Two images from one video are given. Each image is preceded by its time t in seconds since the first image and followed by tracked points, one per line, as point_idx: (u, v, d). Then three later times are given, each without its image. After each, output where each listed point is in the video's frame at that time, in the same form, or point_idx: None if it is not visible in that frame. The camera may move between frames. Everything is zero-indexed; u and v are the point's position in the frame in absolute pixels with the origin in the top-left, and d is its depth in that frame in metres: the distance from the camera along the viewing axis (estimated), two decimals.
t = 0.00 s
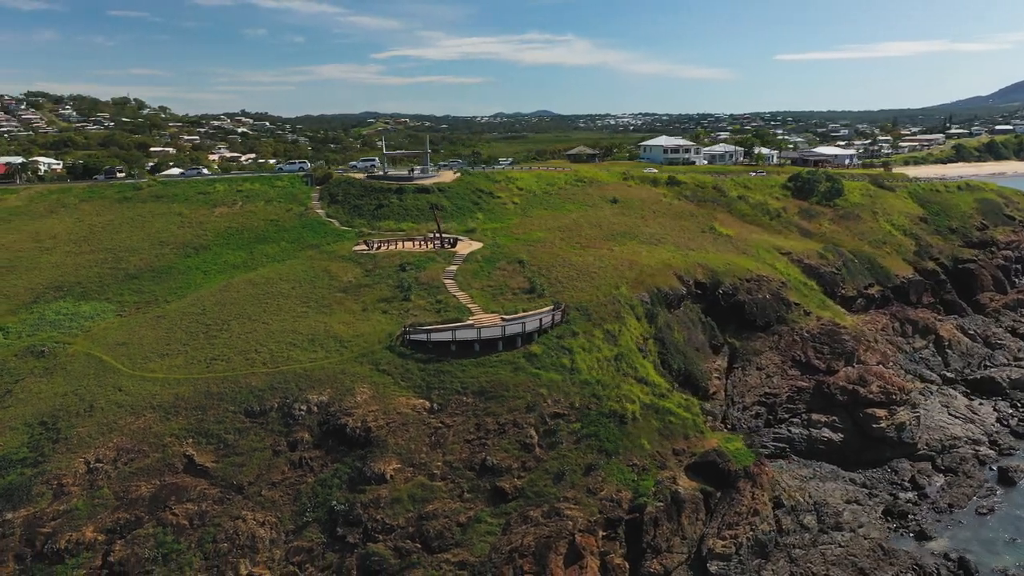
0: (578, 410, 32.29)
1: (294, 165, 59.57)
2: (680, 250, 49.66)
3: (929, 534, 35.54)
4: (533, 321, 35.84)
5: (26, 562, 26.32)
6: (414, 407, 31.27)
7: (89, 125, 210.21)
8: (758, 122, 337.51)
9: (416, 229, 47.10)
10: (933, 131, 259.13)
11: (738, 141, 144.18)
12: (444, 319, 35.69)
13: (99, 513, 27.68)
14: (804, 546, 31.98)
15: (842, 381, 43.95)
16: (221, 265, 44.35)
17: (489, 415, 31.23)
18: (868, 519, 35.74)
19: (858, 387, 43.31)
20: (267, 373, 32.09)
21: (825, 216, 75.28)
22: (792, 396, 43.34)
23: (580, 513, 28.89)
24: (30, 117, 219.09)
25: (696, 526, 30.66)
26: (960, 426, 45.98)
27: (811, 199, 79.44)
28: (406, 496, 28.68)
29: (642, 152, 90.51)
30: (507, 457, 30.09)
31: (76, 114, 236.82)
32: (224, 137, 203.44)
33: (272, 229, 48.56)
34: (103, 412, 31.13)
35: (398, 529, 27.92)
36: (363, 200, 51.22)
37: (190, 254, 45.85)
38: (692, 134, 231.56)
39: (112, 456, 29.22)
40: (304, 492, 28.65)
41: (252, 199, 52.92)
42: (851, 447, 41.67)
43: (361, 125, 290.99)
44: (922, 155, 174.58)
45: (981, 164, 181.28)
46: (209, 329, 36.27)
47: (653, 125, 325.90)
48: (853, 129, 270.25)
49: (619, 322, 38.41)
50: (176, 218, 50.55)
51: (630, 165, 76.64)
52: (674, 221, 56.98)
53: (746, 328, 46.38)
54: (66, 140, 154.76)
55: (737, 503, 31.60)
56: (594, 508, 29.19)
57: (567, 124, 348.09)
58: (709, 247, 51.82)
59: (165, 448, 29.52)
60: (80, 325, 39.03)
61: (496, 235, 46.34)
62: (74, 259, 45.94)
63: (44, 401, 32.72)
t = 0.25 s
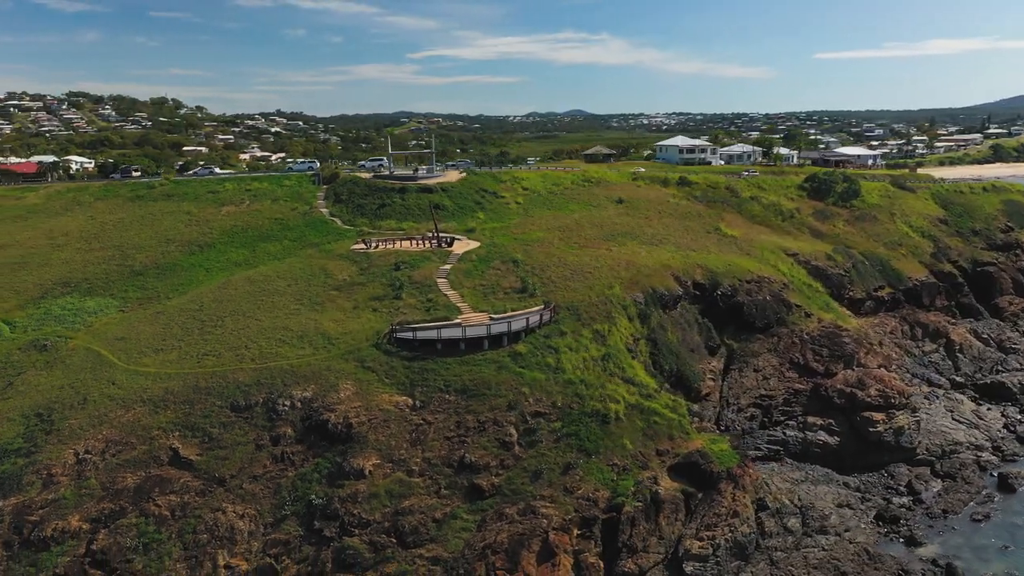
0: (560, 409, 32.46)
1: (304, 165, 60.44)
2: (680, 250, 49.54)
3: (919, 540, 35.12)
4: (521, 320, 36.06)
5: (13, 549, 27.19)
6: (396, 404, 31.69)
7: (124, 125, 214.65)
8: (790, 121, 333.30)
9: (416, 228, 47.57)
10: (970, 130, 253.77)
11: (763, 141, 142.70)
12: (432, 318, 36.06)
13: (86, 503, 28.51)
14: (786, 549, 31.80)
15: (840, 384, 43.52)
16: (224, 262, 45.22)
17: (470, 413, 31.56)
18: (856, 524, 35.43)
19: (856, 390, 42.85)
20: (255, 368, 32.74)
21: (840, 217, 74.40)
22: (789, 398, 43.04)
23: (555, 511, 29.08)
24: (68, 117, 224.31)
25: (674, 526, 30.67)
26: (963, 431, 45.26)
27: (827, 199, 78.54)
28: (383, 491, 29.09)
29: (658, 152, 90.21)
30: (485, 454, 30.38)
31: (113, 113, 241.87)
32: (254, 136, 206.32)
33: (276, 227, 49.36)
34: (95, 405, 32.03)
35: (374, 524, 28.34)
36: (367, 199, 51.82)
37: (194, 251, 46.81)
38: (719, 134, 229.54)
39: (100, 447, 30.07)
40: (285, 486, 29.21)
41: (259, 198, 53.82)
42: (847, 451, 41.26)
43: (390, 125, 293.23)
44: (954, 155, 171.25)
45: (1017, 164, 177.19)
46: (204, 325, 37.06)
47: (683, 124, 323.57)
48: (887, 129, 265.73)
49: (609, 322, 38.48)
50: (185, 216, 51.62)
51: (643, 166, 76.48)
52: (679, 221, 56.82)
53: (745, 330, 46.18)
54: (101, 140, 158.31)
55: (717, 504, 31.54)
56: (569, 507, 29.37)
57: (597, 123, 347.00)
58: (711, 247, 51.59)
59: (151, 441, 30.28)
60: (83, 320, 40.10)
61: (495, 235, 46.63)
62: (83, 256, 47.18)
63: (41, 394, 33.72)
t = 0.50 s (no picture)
0: (545, 408, 32.63)
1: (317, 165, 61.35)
2: (684, 250, 49.35)
3: (912, 546, 34.62)
4: (511, 319, 36.29)
5: (7, 534, 28.15)
6: (382, 401, 32.13)
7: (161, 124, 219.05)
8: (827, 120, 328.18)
9: (419, 227, 48.05)
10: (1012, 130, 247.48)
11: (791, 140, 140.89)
12: (424, 316, 36.46)
13: (77, 491, 29.39)
14: (770, 552, 31.60)
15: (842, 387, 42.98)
16: (230, 259, 46.14)
17: (454, 410, 31.89)
18: (848, 529, 35.06)
19: (857, 394, 42.28)
20: (246, 364, 33.43)
21: (859, 219, 73.33)
22: (788, 401, 42.65)
23: (534, 509, 29.28)
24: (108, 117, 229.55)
25: (655, 527, 30.66)
26: (969, 436, 44.44)
27: (847, 200, 77.45)
28: (364, 486, 29.54)
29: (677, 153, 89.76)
30: (467, 452, 30.68)
31: (151, 113, 246.95)
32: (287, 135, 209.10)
33: (283, 225, 50.21)
34: (92, 397, 32.97)
35: (354, 518, 28.79)
36: (374, 198, 52.46)
37: (203, 248, 47.83)
38: (753, 133, 226.64)
39: (94, 438, 30.95)
40: (269, 478, 29.80)
41: (270, 197, 54.77)
42: (846, 455, 40.77)
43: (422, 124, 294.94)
44: (992, 155, 167.34)
45: None
46: (203, 321, 37.90)
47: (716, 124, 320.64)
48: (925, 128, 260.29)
49: (602, 322, 38.53)
50: (197, 214, 52.73)
51: (658, 166, 76.19)
52: (687, 221, 56.57)
53: (746, 331, 45.89)
54: (137, 140, 161.71)
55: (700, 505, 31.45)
56: (548, 505, 29.54)
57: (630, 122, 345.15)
58: (717, 248, 51.29)
59: (143, 432, 31.08)
60: (91, 314, 41.22)
61: (496, 234, 46.91)
62: (97, 253, 48.48)
63: (43, 385, 34.78)
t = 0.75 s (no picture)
0: (529, 406, 32.87)
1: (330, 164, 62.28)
2: (687, 251, 49.16)
3: (903, 552, 34.16)
4: (502, 317, 36.56)
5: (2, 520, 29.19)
6: (368, 397, 32.65)
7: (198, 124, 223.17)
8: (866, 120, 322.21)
9: (423, 226, 48.56)
10: None
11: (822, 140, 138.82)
12: (416, 314, 36.91)
13: (71, 480, 30.35)
14: (753, 554, 31.42)
15: (842, 390, 42.47)
16: (237, 256, 47.11)
17: (439, 407, 32.27)
18: (837, 534, 34.71)
19: (857, 397, 41.74)
20: (239, 359, 34.21)
21: (878, 220, 72.21)
22: (786, 404, 42.30)
23: (511, 506, 29.54)
24: (148, 117, 234.43)
25: (635, 527, 30.70)
26: (974, 442, 43.61)
27: (867, 201, 76.28)
28: (346, 480, 30.06)
29: (697, 153, 89.23)
30: (449, 448, 31.02)
31: (189, 112, 251.63)
32: (320, 135, 211.08)
33: (292, 223, 51.11)
34: (91, 389, 34.01)
35: (334, 511, 29.32)
36: (382, 197, 53.13)
37: (212, 245, 48.87)
38: (787, 133, 223.36)
39: (89, 428, 31.92)
40: (254, 471, 30.47)
41: (282, 195, 55.75)
42: (843, 460, 40.32)
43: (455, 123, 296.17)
44: None
45: None
46: (203, 317, 38.80)
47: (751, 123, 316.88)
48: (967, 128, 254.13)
49: (595, 321, 38.63)
50: (210, 212, 53.87)
51: (674, 166, 75.85)
52: (695, 222, 56.31)
53: (747, 333, 45.61)
54: (173, 138, 164.91)
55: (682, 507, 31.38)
56: (526, 502, 29.78)
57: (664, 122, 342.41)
58: (722, 249, 51.01)
59: (136, 424, 31.97)
60: (99, 309, 42.41)
61: (498, 234, 47.21)
62: (111, 250, 49.81)
63: (47, 377, 35.94)
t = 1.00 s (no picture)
0: (513, 405, 33.14)
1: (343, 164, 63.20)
2: (689, 252, 49.00)
3: (891, 559, 33.76)
4: (492, 316, 36.88)
5: None
6: (354, 393, 33.20)
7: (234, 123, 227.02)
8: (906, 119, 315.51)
9: (426, 225, 49.08)
10: None
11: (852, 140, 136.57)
12: (407, 313, 37.39)
13: (65, 469, 31.38)
14: (734, 557, 31.31)
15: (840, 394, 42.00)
16: (243, 253, 48.10)
17: (423, 405, 32.69)
18: (825, 539, 34.41)
19: (855, 401, 41.27)
20: (232, 354, 35.02)
21: (897, 222, 71.03)
22: (783, 407, 41.94)
23: (489, 503, 29.84)
24: (185, 117, 239.02)
25: (613, 527, 30.80)
26: (978, 449, 42.84)
27: (887, 203, 75.07)
28: (328, 475, 30.63)
29: (717, 154, 88.66)
30: (430, 445, 31.43)
31: (226, 113, 256.05)
32: (351, 134, 213.29)
33: (299, 222, 51.99)
34: (91, 382, 35.09)
35: (315, 505, 29.90)
36: (388, 197, 53.78)
37: (221, 243, 49.94)
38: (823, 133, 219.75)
39: (85, 420, 32.93)
40: (240, 464, 31.20)
41: (292, 194, 56.72)
42: (839, 464, 39.91)
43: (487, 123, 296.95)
44: None
45: None
46: (203, 313, 39.73)
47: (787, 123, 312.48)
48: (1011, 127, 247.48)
49: (587, 322, 38.76)
50: (222, 211, 55.01)
51: (690, 167, 75.46)
52: (703, 223, 56.04)
53: (747, 335, 45.37)
54: (207, 138, 167.99)
55: (662, 508, 31.41)
56: (504, 500, 30.08)
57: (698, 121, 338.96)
58: (726, 250, 50.73)
59: (130, 416, 32.93)
60: (108, 305, 43.64)
61: (499, 234, 47.52)
62: (124, 247, 51.16)
63: (51, 370, 37.13)
